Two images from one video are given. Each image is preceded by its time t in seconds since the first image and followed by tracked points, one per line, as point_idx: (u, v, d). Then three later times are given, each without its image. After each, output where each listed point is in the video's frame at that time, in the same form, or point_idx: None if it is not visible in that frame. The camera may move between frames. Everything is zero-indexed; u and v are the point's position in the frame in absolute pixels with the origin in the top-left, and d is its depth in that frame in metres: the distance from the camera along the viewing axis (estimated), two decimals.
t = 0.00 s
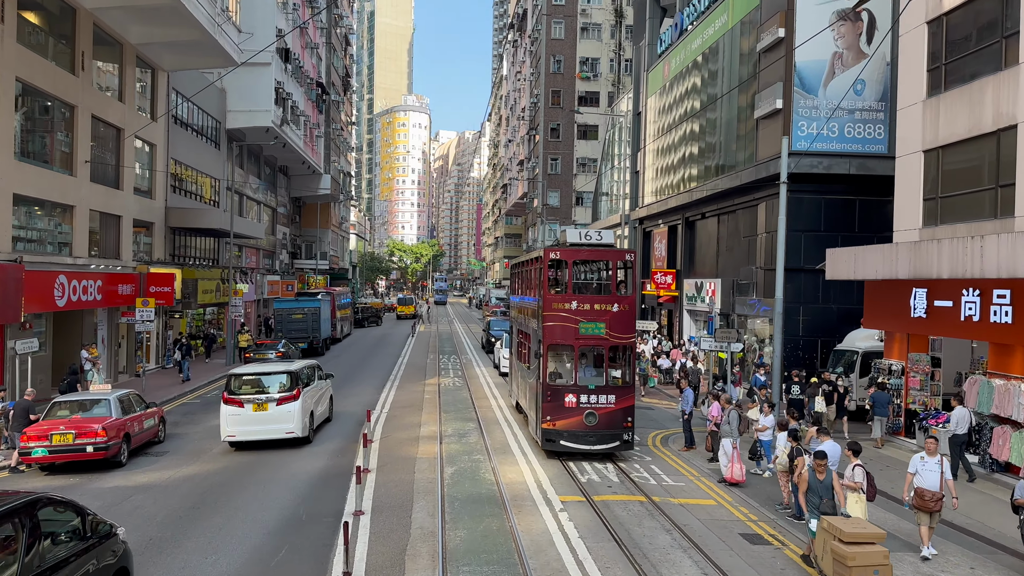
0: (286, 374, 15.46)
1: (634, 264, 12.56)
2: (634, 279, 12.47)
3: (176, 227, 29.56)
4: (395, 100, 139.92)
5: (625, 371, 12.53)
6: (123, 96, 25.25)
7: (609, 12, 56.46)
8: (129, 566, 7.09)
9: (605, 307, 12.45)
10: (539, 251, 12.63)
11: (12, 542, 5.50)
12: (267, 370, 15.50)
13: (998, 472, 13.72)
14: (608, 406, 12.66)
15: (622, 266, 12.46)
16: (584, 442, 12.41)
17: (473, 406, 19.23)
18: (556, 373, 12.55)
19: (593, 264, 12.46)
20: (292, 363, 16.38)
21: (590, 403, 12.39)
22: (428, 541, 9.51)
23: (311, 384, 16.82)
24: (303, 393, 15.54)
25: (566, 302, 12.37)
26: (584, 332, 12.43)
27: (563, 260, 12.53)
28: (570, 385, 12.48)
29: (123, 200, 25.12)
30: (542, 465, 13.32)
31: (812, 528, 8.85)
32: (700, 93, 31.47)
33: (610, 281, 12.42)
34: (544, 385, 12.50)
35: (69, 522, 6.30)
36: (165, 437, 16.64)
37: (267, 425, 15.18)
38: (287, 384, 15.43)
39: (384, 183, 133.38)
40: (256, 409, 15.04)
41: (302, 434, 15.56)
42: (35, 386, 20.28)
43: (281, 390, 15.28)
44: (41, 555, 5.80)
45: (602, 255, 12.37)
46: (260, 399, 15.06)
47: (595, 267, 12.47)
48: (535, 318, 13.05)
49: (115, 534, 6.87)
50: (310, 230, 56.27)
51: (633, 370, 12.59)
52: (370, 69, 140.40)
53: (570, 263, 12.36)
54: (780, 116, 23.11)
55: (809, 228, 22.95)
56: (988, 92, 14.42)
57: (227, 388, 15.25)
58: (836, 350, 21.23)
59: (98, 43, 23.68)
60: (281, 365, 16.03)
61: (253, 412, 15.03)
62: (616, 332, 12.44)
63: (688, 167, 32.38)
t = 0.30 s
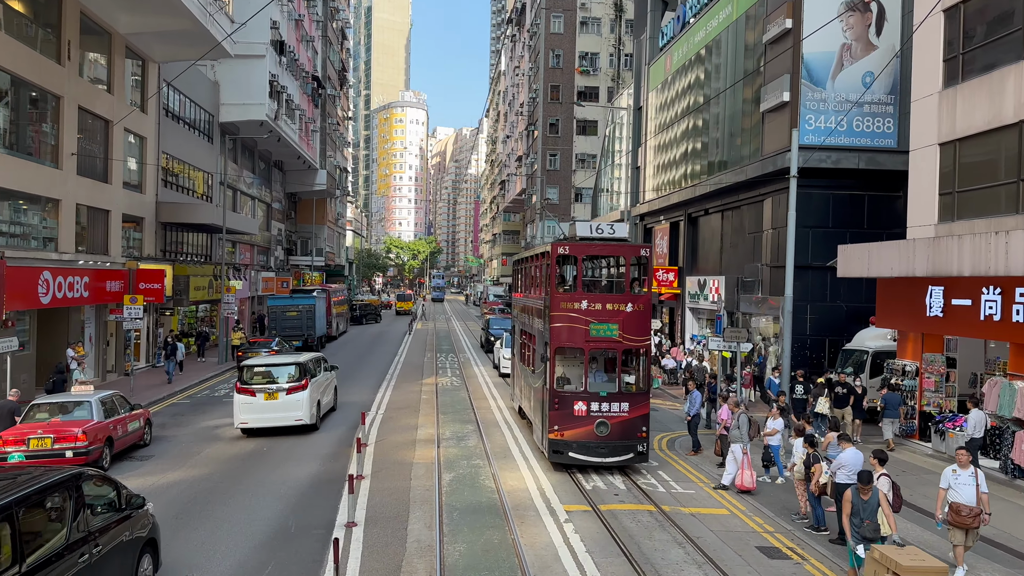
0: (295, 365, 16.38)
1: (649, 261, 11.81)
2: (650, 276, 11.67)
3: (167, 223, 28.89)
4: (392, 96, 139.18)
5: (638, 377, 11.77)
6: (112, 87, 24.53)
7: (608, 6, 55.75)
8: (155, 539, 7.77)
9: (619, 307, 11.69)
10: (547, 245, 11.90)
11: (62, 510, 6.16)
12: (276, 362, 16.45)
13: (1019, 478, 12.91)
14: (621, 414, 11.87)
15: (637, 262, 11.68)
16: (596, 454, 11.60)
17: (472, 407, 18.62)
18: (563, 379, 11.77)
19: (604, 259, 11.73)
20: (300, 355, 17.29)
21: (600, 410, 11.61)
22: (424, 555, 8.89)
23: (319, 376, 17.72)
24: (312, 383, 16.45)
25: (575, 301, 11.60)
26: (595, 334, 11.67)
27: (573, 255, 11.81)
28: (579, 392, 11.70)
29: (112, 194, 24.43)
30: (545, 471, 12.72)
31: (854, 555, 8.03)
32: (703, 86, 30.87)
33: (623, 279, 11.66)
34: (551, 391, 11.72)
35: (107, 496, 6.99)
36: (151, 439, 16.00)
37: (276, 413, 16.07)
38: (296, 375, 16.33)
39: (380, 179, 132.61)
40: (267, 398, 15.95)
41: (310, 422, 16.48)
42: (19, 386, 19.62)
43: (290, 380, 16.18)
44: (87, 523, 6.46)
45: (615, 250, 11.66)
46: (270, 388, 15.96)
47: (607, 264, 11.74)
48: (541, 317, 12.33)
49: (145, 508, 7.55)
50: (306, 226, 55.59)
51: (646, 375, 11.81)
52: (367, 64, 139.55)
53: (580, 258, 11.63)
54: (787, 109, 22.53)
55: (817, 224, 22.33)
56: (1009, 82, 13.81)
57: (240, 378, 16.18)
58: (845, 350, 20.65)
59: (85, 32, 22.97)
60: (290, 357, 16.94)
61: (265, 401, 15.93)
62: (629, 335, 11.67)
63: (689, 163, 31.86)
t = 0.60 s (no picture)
0: (303, 356, 17.39)
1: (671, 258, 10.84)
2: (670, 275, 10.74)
3: (160, 218, 28.23)
4: (390, 92, 138.56)
5: (659, 385, 10.72)
6: (101, 78, 23.84)
7: None
8: (182, 513, 8.63)
9: (636, 307, 10.70)
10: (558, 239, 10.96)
11: (103, 483, 6.94)
12: (287, 353, 17.49)
13: None
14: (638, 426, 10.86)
15: (656, 259, 10.77)
16: (611, 469, 10.59)
17: (472, 408, 17.98)
18: (575, 387, 10.73)
19: (621, 255, 10.77)
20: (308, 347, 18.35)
21: (616, 421, 10.60)
22: (423, 573, 8.25)
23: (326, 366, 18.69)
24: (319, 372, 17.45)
25: (589, 301, 10.62)
26: (610, 337, 10.69)
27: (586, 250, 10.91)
28: (593, 401, 10.69)
29: (102, 188, 23.76)
30: (549, 479, 12.08)
31: None
32: (706, 80, 30.32)
33: (641, 277, 10.68)
34: (562, 399, 10.71)
35: (140, 474, 7.82)
36: (139, 443, 15.36)
37: (288, 402, 17.12)
38: (304, 365, 17.36)
39: (378, 175, 131.99)
40: (278, 387, 17.00)
41: (319, 410, 17.53)
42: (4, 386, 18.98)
43: (299, 370, 17.22)
44: (126, 495, 7.28)
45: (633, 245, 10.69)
46: (281, 378, 17.01)
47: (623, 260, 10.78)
48: (550, 317, 11.39)
49: (174, 485, 8.40)
50: (302, 222, 54.98)
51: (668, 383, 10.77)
52: (366, 60, 138.83)
53: (594, 253, 10.72)
54: (796, 102, 21.95)
55: (827, 220, 21.72)
56: None
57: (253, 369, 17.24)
58: (856, 349, 20.09)
59: (73, 22, 22.28)
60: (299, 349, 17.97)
61: (276, 390, 16.99)
62: (648, 339, 10.66)
63: (692, 158, 31.37)
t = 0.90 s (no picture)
0: (312, 349, 18.32)
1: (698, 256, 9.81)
2: (698, 273, 9.67)
3: (153, 214, 27.57)
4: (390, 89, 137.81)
5: (684, 397, 9.70)
6: (91, 70, 23.16)
7: None
8: (204, 493, 9.45)
9: (659, 310, 9.63)
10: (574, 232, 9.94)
11: (139, 459, 7.67)
12: (296, 346, 18.40)
13: None
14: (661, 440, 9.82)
15: (682, 255, 9.71)
16: (630, 489, 9.56)
17: (473, 411, 17.31)
18: (590, 397, 9.72)
19: (643, 251, 9.75)
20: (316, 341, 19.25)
21: (636, 435, 9.57)
22: None
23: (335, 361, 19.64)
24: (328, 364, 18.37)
25: (607, 301, 9.58)
26: (629, 341, 9.65)
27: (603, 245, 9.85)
28: (610, 413, 9.65)
29: (92, 182, 23.10)
30: (556, 488, 11.43)
31: None
32: (711, 74, 29.71)
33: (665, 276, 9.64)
34: (575, 409, 9.67)
35: (167, 454, 8.56)
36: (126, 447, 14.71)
37: (298, 392, 18.06)
38: (313, 357, 18.29)
39: (378, 172, 131.24)
40: (289, 377, 17.95)
41: (327, 400, 18.46)
42: None
43: (308, 361, 18.16)
44: (160, 473, 8.10)
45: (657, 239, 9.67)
46: (291, 369, 17.95)
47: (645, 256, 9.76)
48: (563, 318, 10.41)
49: (197, 466, 9.15)
50: (300, 218, 54.35)
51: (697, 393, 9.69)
52: (365, 56, 138.00)
53: (612, 248, 9.65)
54: (807, 94, 21.33)
55: (839, 216, 21.08)
56: None
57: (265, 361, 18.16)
58: (869, 350, 19.45)
59: (62, 11, 21.61)
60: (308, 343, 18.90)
61: (287, 380, 17.93)
62: (671, 344, 9.60)
63: (697, 154, 30.78)
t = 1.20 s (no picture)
0: (319, 343, 19.29)
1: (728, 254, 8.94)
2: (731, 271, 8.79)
3: (146, 210, 26.91)
4: (389, 86, 137.06)
5: (716, 412, 8.77)
6: (81, 62, 22.49)
7: None
8: (225, 474, 10.20)
9: (689, 313, 8.73)
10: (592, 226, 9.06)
11: (170, 441, 8.48)
12: (304, 340, 19.38)
13: None
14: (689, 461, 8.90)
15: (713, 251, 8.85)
16: (655, 515, 8.63)
17: (475, 414, 16.66)
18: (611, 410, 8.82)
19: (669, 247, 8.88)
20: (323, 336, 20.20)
21: (662, 454, 8.66)
22: None
23: (340, 354, 20.54)
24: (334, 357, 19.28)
25: (628, 303, 8.69)
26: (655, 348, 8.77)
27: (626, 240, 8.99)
28: (633, 429, 8.74)
29: (82, 178, 22.44)
30: (564, 500, 10.77)
31: None
32: (716, 68, 29.10)
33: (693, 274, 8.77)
34: (593, 425, 8.78)
35: (193, 438, 9.35)
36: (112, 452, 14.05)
37: (306, 383, 18.97)
38: (320, 351, 19.26)
39: (377, 170, 130.55)
40: (298, 369, 18.88)
41: (334, 391, 19.37)
42: None
43: (316, 354, 19.11)
44: (184, 456, 8.83)
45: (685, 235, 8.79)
46: (300, 361, 18.91)
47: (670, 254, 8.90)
48: (578, 322, 9.52)
49: (219, 450, 9.95)
50: (298, 216, 53.74)
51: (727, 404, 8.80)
52: (364, 54, 137.26)
53: (636, 244, 8.78)
54: (819, 87, 20.69)
55: (852, 213, 20.46)
56: None
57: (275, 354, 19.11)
58: (883, 350, 18.81)
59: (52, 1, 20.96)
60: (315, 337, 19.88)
61: (296, 372, 18.87)
62: (702, 351, 8.70)
63: (702, 150, 30.18)
